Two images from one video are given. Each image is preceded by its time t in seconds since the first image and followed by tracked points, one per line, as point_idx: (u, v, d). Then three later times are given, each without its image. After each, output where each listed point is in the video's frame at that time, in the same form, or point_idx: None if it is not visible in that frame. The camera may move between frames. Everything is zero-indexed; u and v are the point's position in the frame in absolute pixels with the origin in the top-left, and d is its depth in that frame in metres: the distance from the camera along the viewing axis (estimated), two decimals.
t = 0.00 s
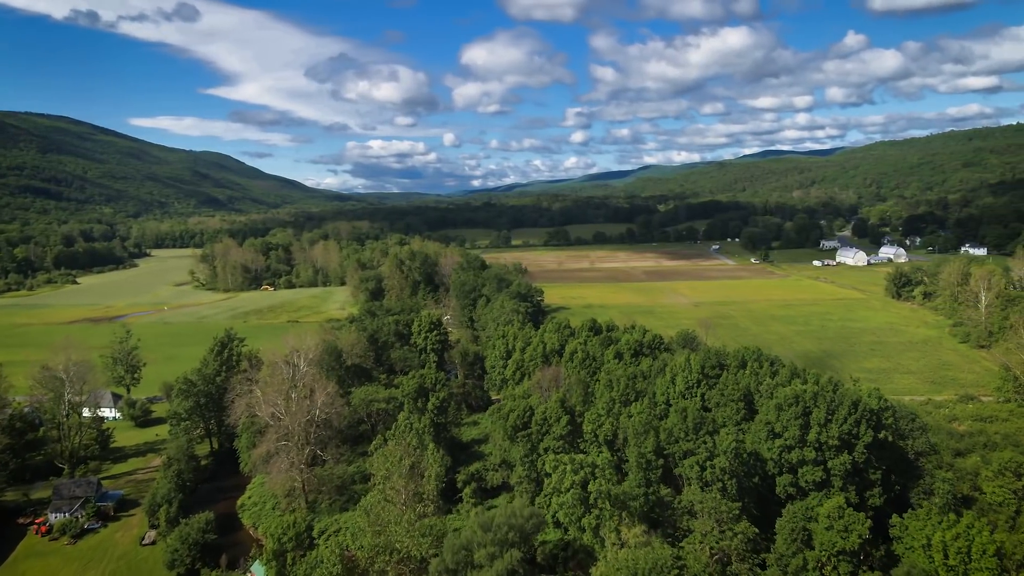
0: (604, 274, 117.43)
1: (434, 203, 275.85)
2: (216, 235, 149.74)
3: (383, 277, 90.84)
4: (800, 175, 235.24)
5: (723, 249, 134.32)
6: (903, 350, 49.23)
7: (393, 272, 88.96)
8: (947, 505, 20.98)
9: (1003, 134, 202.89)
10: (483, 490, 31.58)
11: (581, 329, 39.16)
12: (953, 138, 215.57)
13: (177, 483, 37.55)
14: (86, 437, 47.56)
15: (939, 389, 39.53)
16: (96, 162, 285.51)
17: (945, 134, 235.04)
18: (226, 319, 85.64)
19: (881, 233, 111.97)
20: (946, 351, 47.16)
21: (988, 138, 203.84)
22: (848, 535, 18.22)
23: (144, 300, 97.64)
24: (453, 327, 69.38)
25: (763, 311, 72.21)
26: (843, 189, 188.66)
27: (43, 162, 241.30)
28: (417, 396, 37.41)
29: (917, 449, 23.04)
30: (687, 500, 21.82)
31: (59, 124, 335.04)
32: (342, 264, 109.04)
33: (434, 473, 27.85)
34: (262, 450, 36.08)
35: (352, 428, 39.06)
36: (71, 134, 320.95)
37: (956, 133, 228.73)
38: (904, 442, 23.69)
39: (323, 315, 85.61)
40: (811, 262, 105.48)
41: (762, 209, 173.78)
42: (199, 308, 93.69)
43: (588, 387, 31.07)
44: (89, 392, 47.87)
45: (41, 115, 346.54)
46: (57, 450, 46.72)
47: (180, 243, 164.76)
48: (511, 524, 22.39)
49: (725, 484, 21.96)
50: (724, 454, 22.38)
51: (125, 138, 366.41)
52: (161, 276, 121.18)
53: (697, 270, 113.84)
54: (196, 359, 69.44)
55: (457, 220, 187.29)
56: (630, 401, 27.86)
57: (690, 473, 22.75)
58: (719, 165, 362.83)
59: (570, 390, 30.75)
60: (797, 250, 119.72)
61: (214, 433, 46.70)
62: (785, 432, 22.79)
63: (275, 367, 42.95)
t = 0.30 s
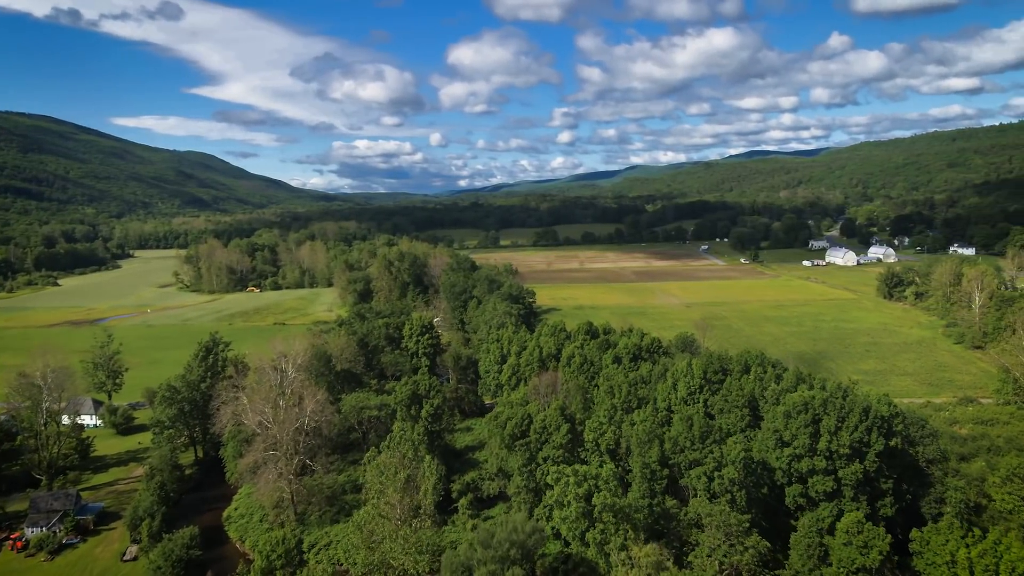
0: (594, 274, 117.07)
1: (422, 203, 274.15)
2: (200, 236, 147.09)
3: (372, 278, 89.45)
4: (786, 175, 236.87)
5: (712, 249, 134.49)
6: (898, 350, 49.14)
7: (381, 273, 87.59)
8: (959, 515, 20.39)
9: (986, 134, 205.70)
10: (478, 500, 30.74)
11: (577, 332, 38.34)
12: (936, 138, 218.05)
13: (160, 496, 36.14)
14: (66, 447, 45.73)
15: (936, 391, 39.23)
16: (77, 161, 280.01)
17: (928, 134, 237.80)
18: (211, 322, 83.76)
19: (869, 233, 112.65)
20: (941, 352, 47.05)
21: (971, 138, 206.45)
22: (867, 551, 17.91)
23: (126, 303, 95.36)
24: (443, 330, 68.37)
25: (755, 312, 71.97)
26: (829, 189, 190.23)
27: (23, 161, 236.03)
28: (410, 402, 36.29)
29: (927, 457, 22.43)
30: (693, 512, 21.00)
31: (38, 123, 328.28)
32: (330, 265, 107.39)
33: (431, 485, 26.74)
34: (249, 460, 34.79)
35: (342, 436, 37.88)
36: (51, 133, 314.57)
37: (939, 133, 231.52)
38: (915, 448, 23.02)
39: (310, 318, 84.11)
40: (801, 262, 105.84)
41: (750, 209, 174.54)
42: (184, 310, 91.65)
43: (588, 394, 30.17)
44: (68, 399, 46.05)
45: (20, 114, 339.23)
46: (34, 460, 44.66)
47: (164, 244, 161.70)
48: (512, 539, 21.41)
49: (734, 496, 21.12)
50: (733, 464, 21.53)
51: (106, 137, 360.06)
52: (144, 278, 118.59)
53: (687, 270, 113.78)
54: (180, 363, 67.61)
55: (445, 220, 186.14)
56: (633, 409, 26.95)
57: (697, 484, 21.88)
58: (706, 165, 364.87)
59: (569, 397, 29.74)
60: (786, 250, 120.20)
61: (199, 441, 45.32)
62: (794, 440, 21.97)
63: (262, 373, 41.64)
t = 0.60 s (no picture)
0: (585, 275, 116.60)
1: (410, 203, 272.57)
2: (186, 237, 144.57)
3: (361, 280, 88.16)
4: (774, 176, 238.30)
5: (703, 249, 134.61)
6: (893, 351, 49.04)
7: (371, 274, 86.26)
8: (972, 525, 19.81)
9: (971, 135, 208.15)
10: (476, 510, 29.98)
11: (575, 335, 37.61)
12: (922, 139, 220.30)
13: (144, 507, 34.89)
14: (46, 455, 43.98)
15: (935, 393, 38.97)
16: (60, 160, 274.94)
17: (914, 134, 240.23)
18: (197, 324, 82.03)
19: (859, 233, 113.21)
20: (937, 353, 46.99)
21: (957, 139, 208.70)
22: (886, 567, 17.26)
23: (109, 305, 93.20)
24: (435, 332, 67.38)
25: (749, 313, 71.67)
26: (817, 189, 191.50)
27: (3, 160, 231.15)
28: (404, 409, 35.24)
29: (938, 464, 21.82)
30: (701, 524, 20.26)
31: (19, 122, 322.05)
32: (318, 265, 105.87)
33: (427, 497, 25.77)
34: (237, 470, 33.63)
35: (333, 444, 36.79)
36: (32, 132, 308.63)
37: (925, 134, 233.90)
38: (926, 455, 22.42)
39: (299, 320, 82.71)
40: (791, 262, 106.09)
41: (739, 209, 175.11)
42: (169, 312, 89.76)
43: (588, 400, 29.36)
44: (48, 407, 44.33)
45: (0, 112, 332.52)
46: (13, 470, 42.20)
47: (149, 245, 158.74)
48: (514, 555, 20.50)
49: (744, 507, 20.36)
50: (742, 474, 20.78)
51: (89, 136, 353.96)
52: (128, 279, 116.29)
53: (679, 270, 113.68)
54: (166, 367, 65.91)
55: (434, 220, 184.86)
56: (636, 417, 26.13)
57: (705, 495, 21.12)
58: (694, 165, 366.47)
59: (569, 404, 28.88)
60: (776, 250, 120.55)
61: (186, 450, 44.07)
62: (805, 448, 21.20)
63: (250, 379, 40.44)
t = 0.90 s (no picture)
0: (576, 275, 116.14)
1: (398, 203, 270.95)
2: (171, 237, 142.05)
3: (350, 281, 86.91)
4: (763, 176, 239.67)
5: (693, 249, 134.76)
6: (888, 351, 48.94)
7: (360, 275, 85.00)
8: (988, 536, 19.19)
9: (956, 136, 210.60)
10: (474, 520, 29.14)
11: (573, 338, 36.95)
12: (909, 139, 222.58)
13: (127, 520, 33.62)
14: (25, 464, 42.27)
15: (933, 395, 38.80)
16: (43, 160, 269.86)
17: (900, 134, 242.70)
18: (182, 327, 80.30)
19: (848, 233, 113.73)
20: (933, 354, 46.95)
21: (942, 139, 211.02)
22: None
23: (93, 307, 91.10)
24: (427, 334, 66.46)
25: (742, 313, 71.42)
26: (805, 189, 192.74)
27: None
28: (399, 416, 34.29)
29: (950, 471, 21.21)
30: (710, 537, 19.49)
31: None
32: (306, 266, 104.41)
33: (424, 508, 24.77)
34: (225, 480, 32.48)
35: (324, 452, 35.68)
36: (13, 130, 302.66)
37: (911, 133, 236.28)
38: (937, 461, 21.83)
39: (287, 321, 81.31)
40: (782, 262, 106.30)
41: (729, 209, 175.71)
42: (154, 314, 87.88)
43: (589, 407, 28.58)
44: (27, 413, 42.73)
45: None
46: None
47: (134, 246, 155.93)
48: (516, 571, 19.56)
49: (755, 518, 19.62)
50: (752, 483, 20.02)
51: (72, 135, 348.06)
52: (112, 280, 113.94)
53: (669, 270, 113.62)
54: (151, 371, 64.26)
55: (423, 220, 183.64)
56: (640, 425, 25.34)
57: (714, 505, 20.31)
58: (682, 165, 368.26)
59: (570, 410, 28.05)
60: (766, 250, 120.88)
61: (172, 458, 42.78)
62: (816, 456, 20.50)
63: (239, 385, 39.26)
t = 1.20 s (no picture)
0: (566, 276, 115.55)
1: (387, 203, 268.95)
2: (156, 238, 139.43)
3: (340, 282, 85.55)
4: (751, 176, 240.84)
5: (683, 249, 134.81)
6: (884, 353, 48.72)
7: (350, 276, 83.70)
8: (1006, 548, 18.59)
9: (942, 136, 212.89)
10: (471, 531, 28.30)
11: (570, 343, 36.27)
12: (895, 139, 224.63)
13: (110, 534, 32.29)
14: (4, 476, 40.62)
15: (932, 397, 38.53)
16: (23, 159, 264.31)
17: (887, 135, 244.85)
18: (168, 330, 78.51)
19: (837, 233, 114.21)
20: (929, 355, 46.79)
21: (929, 139, 213.00)
22: None
23: (75, 310, 88.82)
24: (418, 337, 65.39)
25: (736, 315, 71.15)
26: (794, 189, 193.69)
27: None
28: (394, 424, 33.33)
29: (964, 479, 20.69)
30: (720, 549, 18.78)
31: None
32: (294, 268, 102.85)
33: (420, 522, 23.76)
34: (213, 492, 31.32)
35: (316, 461, 34.61)
36: None
37: (898, 133, 238.39)
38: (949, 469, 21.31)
39: (275, 324, 79.85)
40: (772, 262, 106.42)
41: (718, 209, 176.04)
42: (139, 317, 85.87)
43: (590, 414, 27.78)
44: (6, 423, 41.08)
45: None
46: None
47: (118, 247, 152.81)
48: None
49: (767, 531, 18.92)
50: (764, 494, 19.31)
51: (53, 134, 341.54)
52: (95, 282, 111.46)
53: (660, 270, 113.42)
54: (136, 376, 62.52)
55: (412, 220, 182.13)
56: (644, 433, 24.57)
57: (723, 517, 19.57)
58: (671, 166, 369.34)
59: (570, 418, 27.23)
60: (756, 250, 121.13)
61: (157, 468, 41.39)
62: (828, 465, 19.87)
63: (226, 392, 38.06)
